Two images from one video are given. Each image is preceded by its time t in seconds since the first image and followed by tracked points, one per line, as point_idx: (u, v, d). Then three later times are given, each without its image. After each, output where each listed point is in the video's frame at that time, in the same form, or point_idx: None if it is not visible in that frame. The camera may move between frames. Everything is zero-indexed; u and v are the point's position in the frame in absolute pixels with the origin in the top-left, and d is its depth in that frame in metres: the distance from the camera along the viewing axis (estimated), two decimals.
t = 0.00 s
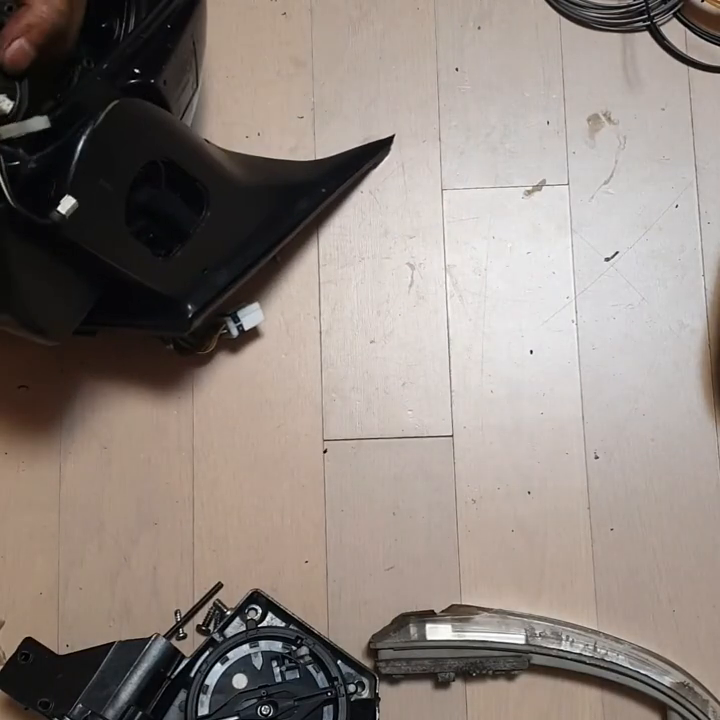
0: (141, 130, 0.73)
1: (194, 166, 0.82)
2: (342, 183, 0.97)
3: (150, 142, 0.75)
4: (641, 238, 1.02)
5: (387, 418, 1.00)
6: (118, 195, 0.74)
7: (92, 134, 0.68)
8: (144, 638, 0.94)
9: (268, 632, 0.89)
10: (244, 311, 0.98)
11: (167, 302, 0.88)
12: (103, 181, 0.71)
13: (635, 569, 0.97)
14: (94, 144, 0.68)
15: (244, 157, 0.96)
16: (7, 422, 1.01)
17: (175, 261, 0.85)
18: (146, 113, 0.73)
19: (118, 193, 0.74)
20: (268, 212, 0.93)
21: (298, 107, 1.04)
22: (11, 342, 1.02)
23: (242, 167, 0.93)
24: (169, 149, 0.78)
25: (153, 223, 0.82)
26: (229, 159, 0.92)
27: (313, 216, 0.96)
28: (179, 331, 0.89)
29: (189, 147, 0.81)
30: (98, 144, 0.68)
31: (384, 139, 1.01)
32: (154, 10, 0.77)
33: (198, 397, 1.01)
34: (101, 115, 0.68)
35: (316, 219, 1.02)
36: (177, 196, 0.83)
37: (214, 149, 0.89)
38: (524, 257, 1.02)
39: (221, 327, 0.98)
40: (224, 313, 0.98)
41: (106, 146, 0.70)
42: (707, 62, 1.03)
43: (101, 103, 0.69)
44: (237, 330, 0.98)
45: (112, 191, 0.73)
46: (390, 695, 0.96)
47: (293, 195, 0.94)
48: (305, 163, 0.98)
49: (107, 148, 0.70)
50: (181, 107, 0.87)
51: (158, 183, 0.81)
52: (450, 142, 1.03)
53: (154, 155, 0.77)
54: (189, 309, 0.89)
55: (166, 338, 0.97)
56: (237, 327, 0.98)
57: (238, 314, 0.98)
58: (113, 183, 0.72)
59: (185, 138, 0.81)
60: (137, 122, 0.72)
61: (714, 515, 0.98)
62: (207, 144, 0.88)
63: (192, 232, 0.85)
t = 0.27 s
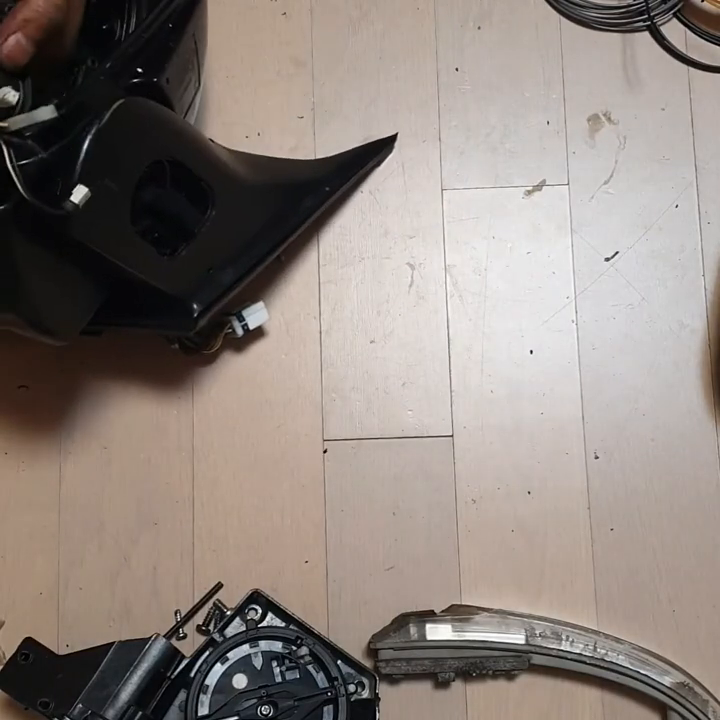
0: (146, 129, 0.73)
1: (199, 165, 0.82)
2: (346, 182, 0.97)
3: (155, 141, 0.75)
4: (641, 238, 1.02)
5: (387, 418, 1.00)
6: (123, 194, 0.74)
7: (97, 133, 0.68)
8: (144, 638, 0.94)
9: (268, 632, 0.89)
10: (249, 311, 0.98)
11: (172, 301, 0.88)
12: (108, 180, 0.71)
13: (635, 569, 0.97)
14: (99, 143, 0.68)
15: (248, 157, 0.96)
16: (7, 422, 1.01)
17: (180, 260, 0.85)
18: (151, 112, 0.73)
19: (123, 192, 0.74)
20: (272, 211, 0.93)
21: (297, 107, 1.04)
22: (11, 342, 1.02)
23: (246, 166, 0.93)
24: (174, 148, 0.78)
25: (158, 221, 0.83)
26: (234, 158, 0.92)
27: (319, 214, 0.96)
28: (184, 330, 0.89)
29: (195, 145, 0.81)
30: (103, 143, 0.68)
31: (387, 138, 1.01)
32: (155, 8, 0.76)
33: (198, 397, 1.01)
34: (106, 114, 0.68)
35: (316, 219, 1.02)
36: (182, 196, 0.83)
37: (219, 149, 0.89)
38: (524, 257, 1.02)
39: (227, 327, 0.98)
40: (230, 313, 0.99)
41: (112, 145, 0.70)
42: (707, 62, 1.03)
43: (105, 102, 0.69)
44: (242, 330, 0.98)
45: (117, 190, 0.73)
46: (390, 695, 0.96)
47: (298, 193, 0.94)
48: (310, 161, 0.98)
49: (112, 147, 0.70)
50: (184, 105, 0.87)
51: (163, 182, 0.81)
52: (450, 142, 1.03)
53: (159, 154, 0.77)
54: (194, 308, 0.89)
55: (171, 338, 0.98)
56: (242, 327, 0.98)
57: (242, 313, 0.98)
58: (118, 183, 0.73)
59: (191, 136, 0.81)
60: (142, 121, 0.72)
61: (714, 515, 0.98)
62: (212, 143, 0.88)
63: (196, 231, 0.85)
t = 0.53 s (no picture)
0: (149, 129, 0.73)
1: (201, 164, 0.82)
2: (347, 181, 0.97)
3: (158, 140, 0.75)
4: (641, 238, 1.02)
5: (387, 418, 1.00)
6: (125, 194, 0.74)
7: (99, 132, 0.67)
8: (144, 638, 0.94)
9: (268, 632, 0.89)
10: (251, 310, 0.98)
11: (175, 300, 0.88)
12: (111, 180, 0.71)
13: (635, 569, 0.97)
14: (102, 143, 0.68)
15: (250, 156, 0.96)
16: (7, 422, 1.01)
17: (182, 260, 0.85)
18: (153, 111, 0.73)
19: (125, 192, 0.74)
20: (275, 211, 0.92)
21: (297, 107, 1.04)
22: (11, 342, 1.02)
23: (248, 166, 0.93)
24: (177, 147, 0.78)
25: (160, 221, 0.82)
26: (236, 158, 0.92)
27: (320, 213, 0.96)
28: (187, 330, 0.88)
29: (197, 145, 0.81)
30: (105, 143, 0.68)
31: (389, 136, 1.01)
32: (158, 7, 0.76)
33: (198, 397, 1.01)
34: (109, 113, 0.68)
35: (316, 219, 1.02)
36: (184, 196, 0.83)
37: (221, 148, 0.89)
38: (524, 257, 1.02)
39: (229, 326, 0.98)
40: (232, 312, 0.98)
41: (114, 146, 0.69)
42: (707, 62, 1.03)
43: (108, 102, 0.69)
44: (245, 330, 0.98)
45: (120, 190, 0.73)
46: (390, 695, 0.96)
47: (299, 192, 0.94)
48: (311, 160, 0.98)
49: (114, 147, 0.70)
50: (185, 106, 0.87)
51: (165, 182, 0.81)
52: (450, 142, 1.03)
53: (162, 154, 0.77)
54: (197, 308, 0.89)
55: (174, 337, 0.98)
56: (245, 327, 0.98)
57: (245, 313, 0.98)
58: (120, 182, 0.72)
59: (193, 136, 0.81)
60: (144, 121, 0.72)
61: (714, 515, 0.98)
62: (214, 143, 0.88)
63: (198, 231, 0.85)
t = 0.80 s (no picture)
0: (150, 131, 0.73)
1: (203, 165, 0.82)
2: (348, 181, 0.97)
3: (159, 142, 0.75)
4: (641, 238, 1.02)
5: (387, 418, 1.00)
6: (127, 195, 0.74)
7: (100, 135, 0.68)
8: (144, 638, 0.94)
9: (268, 632, 0.89)
10: (252, 310, 0.98)
11: (176, 300, 0.88)
12: (111, 181, 0.71)
13: (635, 569, 0.97)
14: (102, 144, 0.68)
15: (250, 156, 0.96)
16: (7, 422, 1.01)
17: (184, 261, 0.85)
18: (154, 113, 0.73)
19: (126, 194, 0.74)
20: (276, 211, 0.92)
21: (297, 107, 1.04)
22: (11, 342, 1.02)
23: (249, 165, 0.93)
24: (178, 147, 0.78)
25: (162, 222, 0.82)
26: (237, 158, 0.92)
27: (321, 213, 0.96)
28: (188, 330, 0.89)
29: (198, 145, 0.81)
30: (106, 145, 0.68)
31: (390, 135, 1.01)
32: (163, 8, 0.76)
33: (198, 397, 1.01)
34: (109, 116, 0.68)
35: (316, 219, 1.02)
36: (186, 197, 0.83)
37: (222, 149, 0.89)
38: (524, 257, 1.02)
39: (230, 326, 0.98)
40: (233, 312, 0.98)
41: (115, 148, 0.70)
42: (707, 62, 1.03)
43: (109, 102, 0.69)
44: (245, 330, 0.98)
45: (121, 191, 0.73)
46: (390, 695, 0.96)
47: (300, 192, 0.94)
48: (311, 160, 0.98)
49: (115, 148, 0.70)
50: (188, 108, 0.86)
51: (167, 184, 0.81)
52: (450, 142, 1.03)
53: (163, 155, 0.77)
54: (198, 309, 0.89)
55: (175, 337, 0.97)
56: (245, 327, 0.98)
57: (246, 313, 0.98)
58: (122, 184, 0.72)
59: (195, 137, 0.80)
60: (144, 122, 0.72)
61: (714, 515, 0.98)
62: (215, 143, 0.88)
63: (200, 232, 0.85)
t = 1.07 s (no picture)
0: (152, 130, 0.73)
1: (204, 164, 0.82)
2: (349, 181, 0.97)
3: (160, 141, 0.75)
4: (641, 238, 1.02)
5: (388, 418, 1.00)
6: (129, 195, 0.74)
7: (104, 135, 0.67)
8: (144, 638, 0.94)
9: (268, 632, 0.89)
10: (253, 310, 0.98)
11: (177, 300, 0.88)
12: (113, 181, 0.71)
13: (635, 569, 0.97)
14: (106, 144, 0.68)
15: (251, 156, 0.95)
16: (7, 422, 1.01)
17: (185, 261, 0.85)
18: (155, 112, 0.73)
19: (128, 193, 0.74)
20: (277, 211, 0.93)
21: (297, 107, 1.04)
22: (11, 342, 1.02)
23: (250, 165, 0.93)
24: (180, 147, 0.78)
25: (163, 221, 0.82)
26: (237, 159, 0.92)
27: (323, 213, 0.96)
28: (189, 329, 0.88)
29: (199, 144, 0.81)
30: (109, 144, 0.68)
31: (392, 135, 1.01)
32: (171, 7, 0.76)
33: (198, 397, 1.01)
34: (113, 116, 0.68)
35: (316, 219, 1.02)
36: (187, 196, 0.83)
37: (225, 150, 0.89)
38: (524, 257, 1.02)
39: (231, 326, 0.98)
40: (234, 312, 0.99)
41: (118, 147, 0.70)
42: (707, 62, 1.03)
43: (112, 102, 0.69)
44: (246, 330, 0.98)
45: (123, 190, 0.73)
46: (390, 695, 0.96)
47: (301, 192, 0.94)
48: (311, 160, 0.98)
49: (117, 147, 0.69)
50: (194, 106, 0.87)
51: (168, 183, 0.81)
52: (450, 142, 1.03)
53: (165, 154, 0.77)
54: (200, 308, 0.89)
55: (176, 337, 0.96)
56: (246, 327, 0.98)
57: (246, 313, 0.98)
58: (125, 184, 0.72)
59: (196, 136, 0.80)
60: (146, 121, 0.72)
61: (714, 515, 0.98)
62: (217, 143, 0.88)
63: (201, 231, 0.85)
